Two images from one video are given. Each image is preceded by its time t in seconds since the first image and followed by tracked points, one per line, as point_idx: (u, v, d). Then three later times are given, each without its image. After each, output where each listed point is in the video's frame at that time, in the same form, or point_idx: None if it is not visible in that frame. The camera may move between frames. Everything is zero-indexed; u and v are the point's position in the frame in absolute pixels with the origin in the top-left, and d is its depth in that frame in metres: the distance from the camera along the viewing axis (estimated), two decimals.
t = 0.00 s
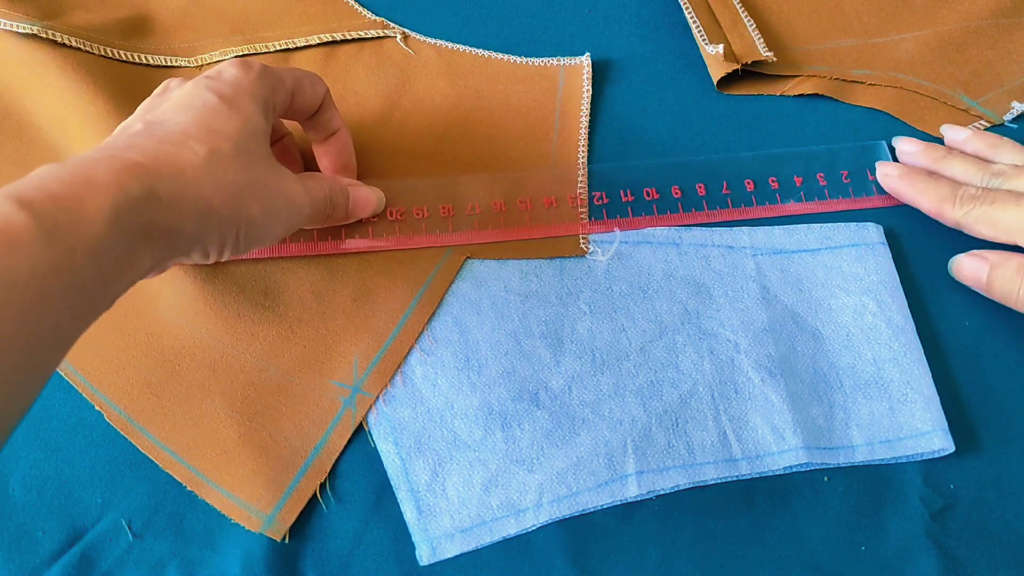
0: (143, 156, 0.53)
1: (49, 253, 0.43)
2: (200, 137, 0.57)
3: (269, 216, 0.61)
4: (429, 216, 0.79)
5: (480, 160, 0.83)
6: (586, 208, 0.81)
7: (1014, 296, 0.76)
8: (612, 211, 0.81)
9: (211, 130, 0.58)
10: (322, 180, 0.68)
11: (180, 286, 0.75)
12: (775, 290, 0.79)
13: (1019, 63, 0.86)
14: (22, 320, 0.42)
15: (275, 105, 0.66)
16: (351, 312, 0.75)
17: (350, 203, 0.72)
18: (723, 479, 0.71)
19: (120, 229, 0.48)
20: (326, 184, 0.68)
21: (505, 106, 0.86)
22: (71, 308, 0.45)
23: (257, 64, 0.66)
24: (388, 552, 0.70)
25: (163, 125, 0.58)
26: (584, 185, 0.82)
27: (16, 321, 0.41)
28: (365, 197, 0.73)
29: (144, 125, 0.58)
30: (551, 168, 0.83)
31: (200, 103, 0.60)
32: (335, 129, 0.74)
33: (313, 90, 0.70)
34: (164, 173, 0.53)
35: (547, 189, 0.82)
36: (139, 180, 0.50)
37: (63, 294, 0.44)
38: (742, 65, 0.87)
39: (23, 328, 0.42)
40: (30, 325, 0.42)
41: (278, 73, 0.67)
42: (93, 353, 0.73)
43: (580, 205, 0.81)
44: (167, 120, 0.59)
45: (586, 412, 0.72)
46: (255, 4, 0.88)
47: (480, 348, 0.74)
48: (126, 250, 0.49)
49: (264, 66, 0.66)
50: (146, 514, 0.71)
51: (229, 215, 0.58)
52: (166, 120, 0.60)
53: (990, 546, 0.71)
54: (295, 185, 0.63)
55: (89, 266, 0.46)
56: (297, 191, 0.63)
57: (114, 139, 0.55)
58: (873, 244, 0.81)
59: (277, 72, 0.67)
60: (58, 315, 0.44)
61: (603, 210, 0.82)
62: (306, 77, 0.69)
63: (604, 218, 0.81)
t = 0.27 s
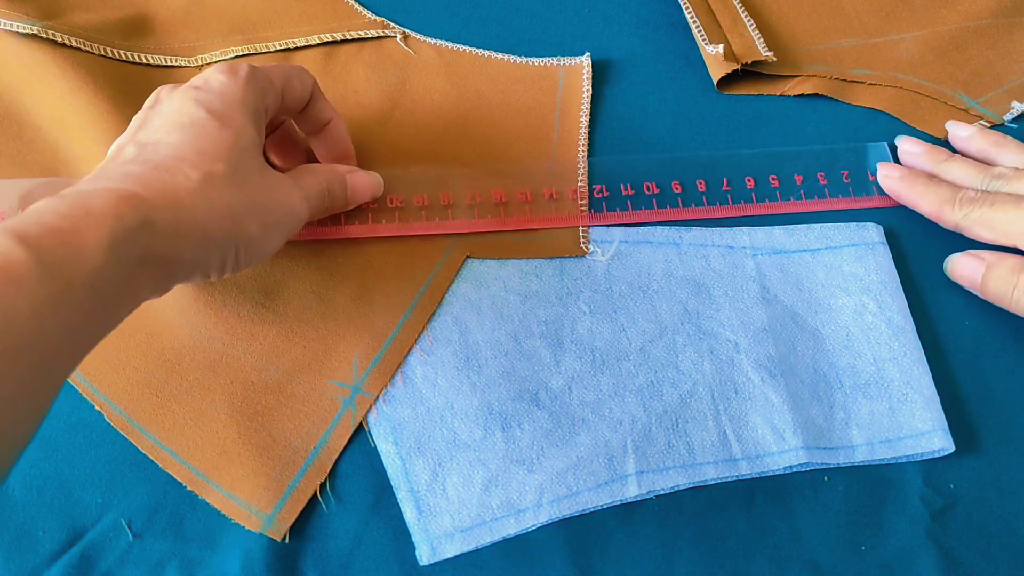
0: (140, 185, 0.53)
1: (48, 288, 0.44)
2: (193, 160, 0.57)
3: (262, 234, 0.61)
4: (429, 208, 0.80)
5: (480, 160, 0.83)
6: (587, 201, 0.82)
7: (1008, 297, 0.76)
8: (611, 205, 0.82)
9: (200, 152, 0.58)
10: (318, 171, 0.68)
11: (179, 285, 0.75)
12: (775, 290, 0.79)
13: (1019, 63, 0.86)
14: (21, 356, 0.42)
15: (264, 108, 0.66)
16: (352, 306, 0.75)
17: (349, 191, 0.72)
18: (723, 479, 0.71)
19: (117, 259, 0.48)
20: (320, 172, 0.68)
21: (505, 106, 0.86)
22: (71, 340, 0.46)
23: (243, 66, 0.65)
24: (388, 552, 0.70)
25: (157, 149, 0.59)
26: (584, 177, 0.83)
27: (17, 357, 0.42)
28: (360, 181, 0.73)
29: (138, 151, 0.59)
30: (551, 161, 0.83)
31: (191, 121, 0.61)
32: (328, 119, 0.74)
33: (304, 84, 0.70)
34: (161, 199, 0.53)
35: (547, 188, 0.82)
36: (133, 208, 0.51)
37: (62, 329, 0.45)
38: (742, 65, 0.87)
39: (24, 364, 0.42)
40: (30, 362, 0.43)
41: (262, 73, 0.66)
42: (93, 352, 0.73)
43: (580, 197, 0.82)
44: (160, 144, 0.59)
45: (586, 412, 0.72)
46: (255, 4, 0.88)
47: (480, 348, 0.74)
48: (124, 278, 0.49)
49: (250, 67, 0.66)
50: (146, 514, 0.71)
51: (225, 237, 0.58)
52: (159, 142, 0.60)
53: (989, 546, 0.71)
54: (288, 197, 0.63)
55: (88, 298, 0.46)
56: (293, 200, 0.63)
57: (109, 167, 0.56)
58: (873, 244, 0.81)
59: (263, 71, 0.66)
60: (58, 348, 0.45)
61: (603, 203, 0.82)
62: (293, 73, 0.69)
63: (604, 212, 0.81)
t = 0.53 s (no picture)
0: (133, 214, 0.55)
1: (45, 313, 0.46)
2: (184, 182, 0.58)
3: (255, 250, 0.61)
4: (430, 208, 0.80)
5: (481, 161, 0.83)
6: (586, 209, 0.81)
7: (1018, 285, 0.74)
8: (616, 209, 0.82)
9: (191, 173, 0.58)
10: (320, 178, 0.69)
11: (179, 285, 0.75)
12: (776, 290, 0.79)
13: (1019, 63, 0.87)
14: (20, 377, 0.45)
15: (258, 121, 0.66)
16: (354, 310, 0.75)
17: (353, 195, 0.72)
18: (723, 479, 0.71)
19: (114, 282, 0.51)
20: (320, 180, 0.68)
21: (505, 107, 0.86)
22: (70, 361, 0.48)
23: (238, 82, 0.65)
24: (388, 552, 0.70)
25: (150, 171, 0.59)
26: (584, 183, 0.83)
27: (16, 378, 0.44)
28: (365, 185, 0.73)
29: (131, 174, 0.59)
30: (550, 168, 0.83)
31: (183, 140, 0.61)
32: (329, 130, 0.75)
33: (300, 95, 0.70)
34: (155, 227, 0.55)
35: (547, 188, 0.82)
36: (127, 232, 0.53)
37: (61, 351, 0.47)
38: (742, 66, 0.87)
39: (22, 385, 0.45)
40: (29, 381, 0.45)
41: (256, 86, 0.66)
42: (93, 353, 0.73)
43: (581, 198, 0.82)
44: (153, 167, 0.60)
45: (586, 412, 0.72)
46: (254, 4, 0.88)
47: (480, 348, 0.74)
48: (122, 300, 0.52)
49: (243, 80, 0.66)
50: (146, 514, 0.71)
51: (221, 256, 0.59)
52: (152, 164, 0.60)
53: (989, 546, 0.71)
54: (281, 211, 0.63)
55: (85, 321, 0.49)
56: (289, 212, 0.63)
57: (104, 192, 0.57)
58: (873, 244, 0.81)
59: (257, 83, 0.66)
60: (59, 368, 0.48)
61: (608, 208, 0.82)
62: (291, 83, 0.69)
63: (608, 216, 0.81)
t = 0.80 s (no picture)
0: (151, 223, 0.55)
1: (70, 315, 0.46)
2: (199, 189, 0.59)
3: (267, 256, 0.63)
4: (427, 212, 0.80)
5: (481, 161, 0.83)
6: (586, 218, 0.81)
7: (1013, 245, 0.64)
8: (623, 219, 0.81)
9: (206, 181, 0.60)
10: (329, 177, 0.70)
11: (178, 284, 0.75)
12: (776, 290, 0.79)
13: (1019, 63, 0.87)
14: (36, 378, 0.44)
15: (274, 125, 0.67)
16: (355, 318, 0.75)
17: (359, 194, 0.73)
18: (723, 479, 0.71)
19: (138, 290, 0.51)
20: (333, 181, 0.70)
21: (505, 107, 0.86)
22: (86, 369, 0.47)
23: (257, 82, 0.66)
24: (388, 552, 0.70)
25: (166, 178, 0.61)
26: (584, 196, 0.82)
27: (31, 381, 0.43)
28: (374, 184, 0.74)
29: (148, 179, 0.61)
30: (550, 181, 0.82)
31: (198, 145, 0.62)
32: (347, 134, 0.75)
33: (319, 97, 0.71)
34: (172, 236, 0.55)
35: (547, 188, 0.82)
36: (154, 241, 0.54)
37: (78, 357, 0.47)
38: (742, 65, 0.87)
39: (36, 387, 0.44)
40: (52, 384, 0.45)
41: (273, 89, 0.67)
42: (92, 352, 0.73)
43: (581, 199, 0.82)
44: (168, 173, 0.61)
45: (586, 412, 0.72)
46: (255, 4, 0.88)
47: (480, 348, 0.75)
48: (142, 310, 0.52)
49: (262, 83, 0.67)
50: (146, 514, 0.71)
51: (233, 268, 0.60)
52: (168, 170, 0.62)
53: (989, 546, 0.71)
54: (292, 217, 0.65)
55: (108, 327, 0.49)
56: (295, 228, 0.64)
57: (123, 197, 0.59)
58: (873, 243, 0.81)
59: (275, 86, 0.67)
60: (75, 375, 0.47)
61: (613, 219, 0.81)
62: (310, 88, 0.70)
63: (613, 225, 0.80)
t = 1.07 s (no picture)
0: (138, 266, 0.54)
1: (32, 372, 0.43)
2: (191, 249, 0.56)
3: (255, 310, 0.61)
4: (426, 214, 0.80)
5: (481, 161, 0.83)
6: (586, 221, 0.81)
7: (966, 267, 0.75)
8: (623, 220, 0.81)
9: (200, 240, 0.57)
10: (336, 225, 0.69)
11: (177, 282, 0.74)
12: (776, 290, 0.79)
13: (1019, 63, 0.87)
14: None
15: (279, 172, 0.64)
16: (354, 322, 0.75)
17: (379, 252, 0.72)
18: (723, 479, 0.71)
19: (110, 352, 0.48)
20: (345, 230, 0.68)
21: (505, 107, 0.86)
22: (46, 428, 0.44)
23: (261, 128, 0.62)
24: (388, 553, 0.70)
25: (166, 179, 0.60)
26: (584, 197, 0.82)
27: None
28: (396, 236, 0.73)
29: (138, 228, 0.57)
30: (551, 182, 0.83)
31: (195, 197, 0.59)
32: (361, 149, 0.74)
33: (327, 135, 0.69)
34: (156, 279, 0.53)
35: (547, 188, 0.82)
36: (133, 297, 0.51)
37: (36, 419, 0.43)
38: (742, 66, 0.87)
39: None
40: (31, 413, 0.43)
41: (280, 135, 0.64)
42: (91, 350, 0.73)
43: (580, 201, 0.82)
44: (158, 221, 0.58)
45: (586, 412, 0.72)
46: (255, 5, 0.88)
47: (480, 348, 0.74)
48: (111, 372, 0.49)
49: (268, 127, 0.63)
50: (146, 514, 0.71)
51: (216, 325, 0.58)
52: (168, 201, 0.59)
53: (990, 546, 0.71)
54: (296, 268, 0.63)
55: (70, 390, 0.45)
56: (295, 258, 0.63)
57: (106, 244, 0.55)
58: (873, 243, 0.81)
59: (282, 130, 0.64)
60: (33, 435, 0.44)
61: (614, 219, 0.81)
62: (316, 122, 0.67)
63: (613, 227, 0.81)
